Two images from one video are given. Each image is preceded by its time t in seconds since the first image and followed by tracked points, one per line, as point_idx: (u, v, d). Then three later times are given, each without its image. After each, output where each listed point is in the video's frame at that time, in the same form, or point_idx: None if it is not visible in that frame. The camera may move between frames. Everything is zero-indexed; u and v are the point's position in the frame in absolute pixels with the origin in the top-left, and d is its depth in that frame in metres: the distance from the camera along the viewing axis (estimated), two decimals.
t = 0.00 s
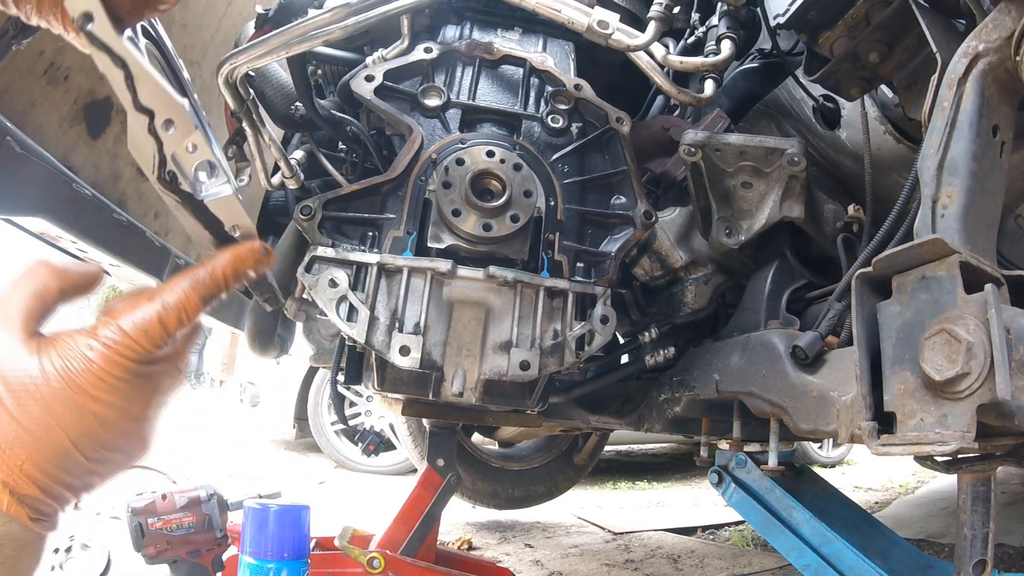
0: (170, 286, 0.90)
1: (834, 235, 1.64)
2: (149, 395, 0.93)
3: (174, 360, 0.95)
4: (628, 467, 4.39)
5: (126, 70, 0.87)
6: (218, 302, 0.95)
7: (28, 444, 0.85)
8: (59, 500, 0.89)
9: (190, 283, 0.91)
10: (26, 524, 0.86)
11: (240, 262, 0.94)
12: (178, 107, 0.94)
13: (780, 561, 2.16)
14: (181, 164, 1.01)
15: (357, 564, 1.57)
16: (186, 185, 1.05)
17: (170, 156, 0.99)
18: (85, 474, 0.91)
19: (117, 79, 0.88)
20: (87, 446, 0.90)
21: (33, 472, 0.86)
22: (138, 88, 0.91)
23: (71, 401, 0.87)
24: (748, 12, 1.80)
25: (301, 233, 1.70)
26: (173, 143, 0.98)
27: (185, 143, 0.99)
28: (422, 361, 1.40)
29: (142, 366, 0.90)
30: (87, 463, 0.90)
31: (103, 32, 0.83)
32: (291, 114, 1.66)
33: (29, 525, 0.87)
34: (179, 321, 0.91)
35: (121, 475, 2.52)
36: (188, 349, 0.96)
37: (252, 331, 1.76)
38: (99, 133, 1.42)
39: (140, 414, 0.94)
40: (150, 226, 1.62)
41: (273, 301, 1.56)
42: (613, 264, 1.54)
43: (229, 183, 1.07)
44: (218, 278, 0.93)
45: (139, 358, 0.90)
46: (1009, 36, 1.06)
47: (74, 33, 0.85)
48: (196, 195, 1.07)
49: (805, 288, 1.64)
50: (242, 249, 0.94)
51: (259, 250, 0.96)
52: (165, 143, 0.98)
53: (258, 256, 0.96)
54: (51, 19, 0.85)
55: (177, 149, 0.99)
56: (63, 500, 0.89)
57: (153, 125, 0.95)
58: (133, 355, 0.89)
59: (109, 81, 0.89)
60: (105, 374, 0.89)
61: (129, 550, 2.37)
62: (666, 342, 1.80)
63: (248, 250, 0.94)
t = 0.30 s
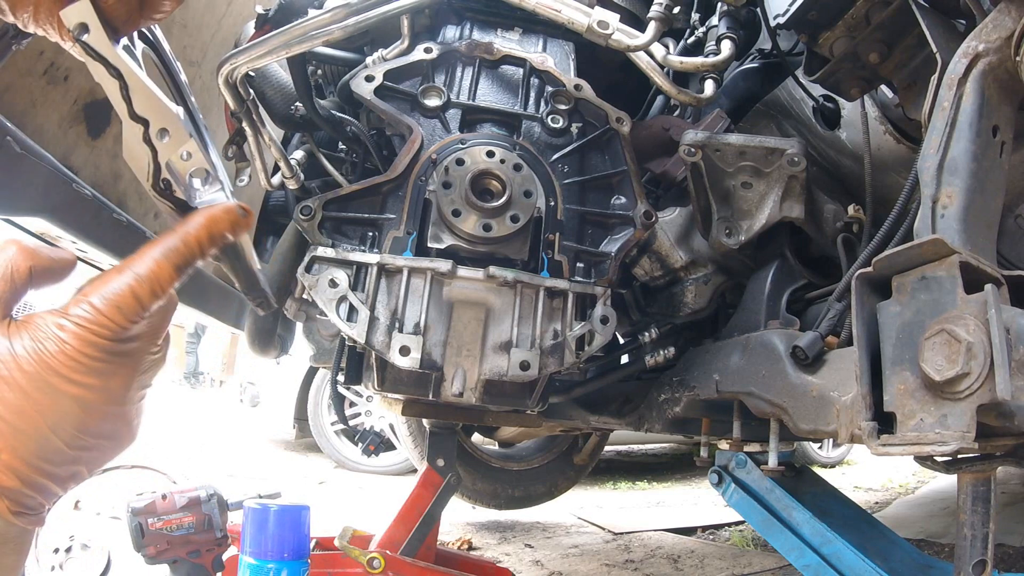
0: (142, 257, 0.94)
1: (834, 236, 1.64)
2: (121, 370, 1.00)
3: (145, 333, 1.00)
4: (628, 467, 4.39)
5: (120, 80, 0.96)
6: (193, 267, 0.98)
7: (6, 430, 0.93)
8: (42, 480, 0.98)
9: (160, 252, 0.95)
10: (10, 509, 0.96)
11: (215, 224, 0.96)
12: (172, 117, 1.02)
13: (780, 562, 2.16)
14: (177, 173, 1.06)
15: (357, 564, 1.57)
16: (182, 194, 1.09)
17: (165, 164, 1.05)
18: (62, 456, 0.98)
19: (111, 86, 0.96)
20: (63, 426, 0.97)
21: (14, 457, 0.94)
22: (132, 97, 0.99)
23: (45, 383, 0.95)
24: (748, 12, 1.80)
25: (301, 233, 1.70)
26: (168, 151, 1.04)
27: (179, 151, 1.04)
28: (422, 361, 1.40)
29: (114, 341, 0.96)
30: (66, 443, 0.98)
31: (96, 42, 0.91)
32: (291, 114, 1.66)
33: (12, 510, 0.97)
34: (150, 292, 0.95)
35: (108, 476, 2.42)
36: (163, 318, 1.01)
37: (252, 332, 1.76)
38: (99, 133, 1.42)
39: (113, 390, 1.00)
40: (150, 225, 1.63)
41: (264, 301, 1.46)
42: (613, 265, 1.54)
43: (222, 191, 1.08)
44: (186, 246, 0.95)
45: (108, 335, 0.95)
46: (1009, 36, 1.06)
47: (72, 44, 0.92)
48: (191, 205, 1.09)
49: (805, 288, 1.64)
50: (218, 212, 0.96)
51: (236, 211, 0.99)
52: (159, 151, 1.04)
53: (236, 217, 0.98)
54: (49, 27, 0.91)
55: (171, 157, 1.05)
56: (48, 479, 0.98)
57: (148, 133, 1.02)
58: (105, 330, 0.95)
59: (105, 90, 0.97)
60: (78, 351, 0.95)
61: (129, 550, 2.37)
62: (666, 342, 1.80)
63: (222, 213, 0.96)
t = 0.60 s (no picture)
0: (100, 257, 0.92)
1: (834, 236, 1.64)
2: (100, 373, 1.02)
3: (121, 335, 1.01)
4: (628, 467, 4.39)
5: (131, 70, 0.90)
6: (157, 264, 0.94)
7: None
8: (35, 479, 1.03)
9: (117, 251, 0.92)
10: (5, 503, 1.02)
11: (168, 215, 0.90)
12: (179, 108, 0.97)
13: (780, 561, 2.15)
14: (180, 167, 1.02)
15: (357, 564, 1.57)
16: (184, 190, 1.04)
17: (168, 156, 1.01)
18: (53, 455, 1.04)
19: (120, 77, 0.90)
20: (49, 428, 1.02)
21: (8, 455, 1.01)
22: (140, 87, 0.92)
23: (28, 386, 1.00)
24: (748, 12, 1.80)
25: (301, 233, 1.70)
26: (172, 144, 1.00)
27: (184, 143, 1.00)
28: (422, 361, 1.40)
29: (87, 343, 0.99)
30: (54, 443, 1.03)
31: (110, 33, 0.86)
32: (291, 114, 1.66)
33: (9, 505, 1.03)
34: (111, 294, 0.94)
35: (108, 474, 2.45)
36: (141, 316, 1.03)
37: (252, 332, 1.76)
38: (99, 133, 1.42)
39: (95, 393, 1.03)
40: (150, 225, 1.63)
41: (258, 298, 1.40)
42: (613, 264, 1.54)
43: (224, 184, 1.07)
44: (141, 244, 0.91)
45: (80, 337, 0.98)
46: (1009, 36, 1.06)
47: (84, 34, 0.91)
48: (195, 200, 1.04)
49: (805, 288, 1.64)
50: (170, 199, 0.90)
51: (189, 196, 0.90)
52: (165, 143, 0.99)
53: (192, 198, 0.90)
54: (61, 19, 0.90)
55: (176, 149, 1.00)
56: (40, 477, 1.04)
57: (154, 126, 0.96)
58: (76, 332, 0.97)
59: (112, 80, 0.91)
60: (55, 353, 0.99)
61: (129, 550, 2.37)
62: (667, 342, 1.80)
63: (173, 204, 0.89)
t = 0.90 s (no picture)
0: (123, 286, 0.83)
1: (834, 236, 1.64)
2: (136, 399, 0.90)
3: (156, 359, 0.90)
4: (628, 467, 4.39)
5: (123, 76, 0.91)
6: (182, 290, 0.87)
7: (42, 460, 0.88)
8: (82, 505, 0.90)
9: (141, 279, 0.83)
10: (47, 526, 0.88)
11: (187, 240, 0.85)
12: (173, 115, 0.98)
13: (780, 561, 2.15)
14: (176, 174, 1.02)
15: (357, 564, 1.57)
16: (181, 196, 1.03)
17: (164, 163, 1.01)
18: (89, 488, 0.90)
19: (112, 84, 0.91)
20: (93, 466, 0.90)
21: (51, 482, 0.88)
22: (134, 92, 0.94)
23: (71, 415, 0.88)
24: (748, 13, 1.81)
25: (301, 233, 1.70)
26: (168, 150, 1.00)
27: (180, 149, 1.01)
28: (422, 361, 1.40)
29: (122, 372, 0.88)
30: (111, 471, 0.92)
31: (101, 38, 0.86)
32: (291, 114, 1.66)
33: (50, 530, 0.88)
34: (142, 318, 0.85)
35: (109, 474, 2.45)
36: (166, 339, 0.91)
37: (252, 332, 1.76)
38: (99, 133, 1.42)
39: (142, 417, 0.92)
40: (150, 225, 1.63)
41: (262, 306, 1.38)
42: (613, 264, 1.54)
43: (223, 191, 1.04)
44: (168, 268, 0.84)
45: (116, 362, 0.87)
46: (1009, 36, 1.06)
47: (77, 40, 0.88)
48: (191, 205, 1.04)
49: (805, 288, 1.64)
50: (183, 221, 0.87)
51: (202, 216, 0.89)
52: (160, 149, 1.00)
53: (201, 218, 0.88)
54: (55, 21, 0.87)
55: (171, 155, 1.01)
56: (86, 506, 0.91)
57: (149, 131, 0.97)
58: (106, 359, 0.87)
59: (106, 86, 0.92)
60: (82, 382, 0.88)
61: (129, 551, 2.37)
62: (667, 342, 1.80)
63: (208, 223, 0.88)
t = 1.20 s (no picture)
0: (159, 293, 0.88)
1: (834, 236, 1.64)
2: (156, 406, 0.94)
3: (180, 367, 0.95)
4: (628, 468, 4.38)
5: (116, 92, 0.91)
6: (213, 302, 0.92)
7: (57, 460, 0.90)
8: (91, 509, 0.92)
9: (177, 287, 0.89)
10: (53, 530, 0.90)
11: (224, 255, 0.90)
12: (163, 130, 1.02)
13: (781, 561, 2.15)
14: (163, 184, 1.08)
15: (357, 564, 1.57)
16: (171, 208, 1.11)
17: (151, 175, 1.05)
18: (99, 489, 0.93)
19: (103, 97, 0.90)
20: (108, 468, 0.93)
21: (62, 480, 0.90)
22: (125, 109, 0.95)
23: (92, 416, 0.91)
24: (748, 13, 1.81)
25: (301, 233, 1.70)
26: (155, 164, 1.05)
27: (168, 163, 1.07)
28: (423, 361, 1.40)
29: (148, 376, 0.92)
30: (123, 473, 0.94)
31: (91, 50, 0.84)
32: (291, 114, 1.66)
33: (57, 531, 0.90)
34: (173, 326, 0.90)
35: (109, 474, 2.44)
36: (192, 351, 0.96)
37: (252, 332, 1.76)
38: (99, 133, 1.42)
39: (160, 423, 0.95)
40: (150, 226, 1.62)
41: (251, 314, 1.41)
42: (613, 264, 1.54)
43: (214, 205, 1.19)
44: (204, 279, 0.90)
45: (142, 367, 0.92)
46: (1009, 36, 1.06)
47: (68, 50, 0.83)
48: (179, 218, 1.13)
49: (805, 288, 1.64)
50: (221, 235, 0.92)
51: (238, 231, 0.93)
52: (148, 162, 1.03)
53: (237, 234, 0.93)
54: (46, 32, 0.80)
55: (160, 169, 1.06)
56: (94, 507, 0.93)
57: (139, 147, 1.00)
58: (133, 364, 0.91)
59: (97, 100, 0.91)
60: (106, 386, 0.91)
61: (129, 551, 2.37)
62: (667, 342, 1.80)
63: (240, 237, 0.92)
